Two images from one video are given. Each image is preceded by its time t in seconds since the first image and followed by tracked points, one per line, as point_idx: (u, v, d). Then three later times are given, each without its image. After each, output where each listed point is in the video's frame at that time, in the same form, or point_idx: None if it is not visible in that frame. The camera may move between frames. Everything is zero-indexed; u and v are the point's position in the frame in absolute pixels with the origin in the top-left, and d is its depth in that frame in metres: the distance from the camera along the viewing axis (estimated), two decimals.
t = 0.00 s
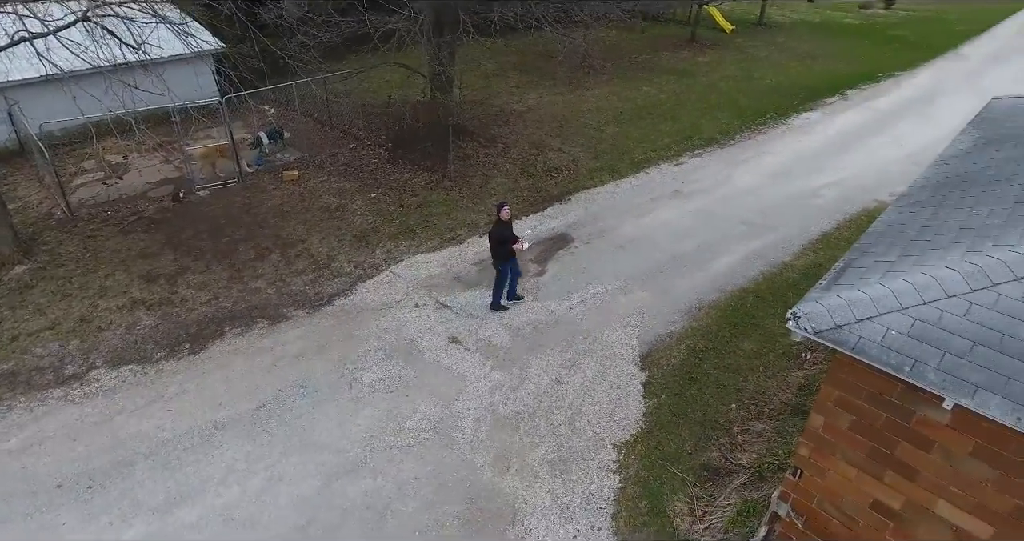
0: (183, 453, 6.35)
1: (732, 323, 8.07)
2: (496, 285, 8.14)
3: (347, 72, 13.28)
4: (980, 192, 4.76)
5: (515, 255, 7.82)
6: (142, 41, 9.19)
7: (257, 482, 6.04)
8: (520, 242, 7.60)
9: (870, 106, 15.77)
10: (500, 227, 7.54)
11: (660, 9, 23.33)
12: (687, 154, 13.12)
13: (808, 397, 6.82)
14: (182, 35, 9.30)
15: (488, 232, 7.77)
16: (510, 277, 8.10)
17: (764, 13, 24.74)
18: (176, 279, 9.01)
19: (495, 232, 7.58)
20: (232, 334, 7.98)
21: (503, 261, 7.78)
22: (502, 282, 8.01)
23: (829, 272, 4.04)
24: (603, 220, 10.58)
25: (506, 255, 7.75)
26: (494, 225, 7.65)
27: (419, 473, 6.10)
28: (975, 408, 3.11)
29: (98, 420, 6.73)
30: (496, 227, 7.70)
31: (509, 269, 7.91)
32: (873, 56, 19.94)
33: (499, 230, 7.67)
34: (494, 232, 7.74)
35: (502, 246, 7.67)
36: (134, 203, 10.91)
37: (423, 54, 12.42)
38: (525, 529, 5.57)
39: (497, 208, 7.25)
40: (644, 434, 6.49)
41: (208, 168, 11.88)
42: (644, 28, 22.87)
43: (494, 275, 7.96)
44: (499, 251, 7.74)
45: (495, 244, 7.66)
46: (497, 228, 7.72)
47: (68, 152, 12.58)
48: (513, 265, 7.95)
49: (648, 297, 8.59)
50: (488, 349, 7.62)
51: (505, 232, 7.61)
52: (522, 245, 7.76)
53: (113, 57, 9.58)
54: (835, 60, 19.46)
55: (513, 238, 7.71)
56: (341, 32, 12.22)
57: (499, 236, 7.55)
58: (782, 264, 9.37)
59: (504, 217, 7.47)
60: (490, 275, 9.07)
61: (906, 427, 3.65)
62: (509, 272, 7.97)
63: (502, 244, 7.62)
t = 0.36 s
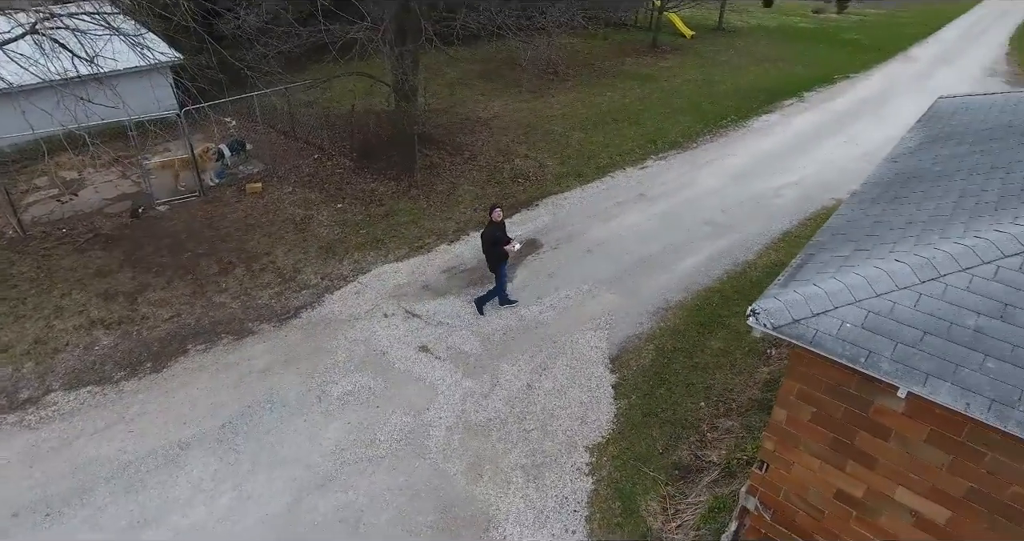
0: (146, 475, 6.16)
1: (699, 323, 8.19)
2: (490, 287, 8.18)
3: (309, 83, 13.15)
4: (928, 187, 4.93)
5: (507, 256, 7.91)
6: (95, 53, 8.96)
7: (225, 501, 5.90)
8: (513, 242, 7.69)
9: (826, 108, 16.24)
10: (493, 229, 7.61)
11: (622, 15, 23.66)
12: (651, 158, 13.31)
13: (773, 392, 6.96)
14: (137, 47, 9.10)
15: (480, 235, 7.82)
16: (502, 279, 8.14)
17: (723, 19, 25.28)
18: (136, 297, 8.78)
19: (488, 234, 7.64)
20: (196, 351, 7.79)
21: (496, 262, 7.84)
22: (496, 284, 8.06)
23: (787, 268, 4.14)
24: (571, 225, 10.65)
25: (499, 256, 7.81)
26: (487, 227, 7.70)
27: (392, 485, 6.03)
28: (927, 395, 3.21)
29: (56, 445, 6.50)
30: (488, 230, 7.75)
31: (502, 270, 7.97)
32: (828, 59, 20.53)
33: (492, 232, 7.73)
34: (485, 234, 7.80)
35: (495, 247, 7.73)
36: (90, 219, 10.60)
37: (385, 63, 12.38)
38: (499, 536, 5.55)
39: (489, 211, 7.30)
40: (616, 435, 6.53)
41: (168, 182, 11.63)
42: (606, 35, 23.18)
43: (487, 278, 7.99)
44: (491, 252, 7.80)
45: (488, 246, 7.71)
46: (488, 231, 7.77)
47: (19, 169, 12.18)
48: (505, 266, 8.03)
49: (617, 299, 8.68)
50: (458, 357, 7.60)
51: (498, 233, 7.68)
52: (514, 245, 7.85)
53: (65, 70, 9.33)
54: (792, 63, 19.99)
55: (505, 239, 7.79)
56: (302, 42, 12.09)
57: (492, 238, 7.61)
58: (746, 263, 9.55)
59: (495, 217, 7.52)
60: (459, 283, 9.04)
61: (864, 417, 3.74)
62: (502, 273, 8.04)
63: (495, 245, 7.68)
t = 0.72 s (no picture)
0: (120, 492, 6.04)
1: (677, 324, 8.27)
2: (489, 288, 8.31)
3: (283, 91, 13.06)
4: (894, 186, 5.06)
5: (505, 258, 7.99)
6: (62, 64, 8.81)
7: (203, 516, 5.80)
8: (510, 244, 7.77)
9: (796, 111, 16.56)
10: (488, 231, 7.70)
11: (596, 22, 23.90)
12: (627, 163, 13.44)
13: (751, 391, 7.05)
14: (106, 57, 8.96)
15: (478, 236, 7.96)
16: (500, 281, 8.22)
17: (695, 25, 25.66)
18: (108, 311, 8.61)
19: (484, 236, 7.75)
20: (171, 365, 7.67)
21: (492, 263, 7.93)
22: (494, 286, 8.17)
23: (759, 267, 4.22)
24: (549, 230, 10.71)
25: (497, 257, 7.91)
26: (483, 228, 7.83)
27: (373, 494, 5.99)
28: (895, 389, 3.29)
29: (26, 463, 6.34)
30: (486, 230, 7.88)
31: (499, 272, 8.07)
32: (798, 64, 20.95)
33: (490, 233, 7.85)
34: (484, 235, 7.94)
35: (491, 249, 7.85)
36: (60, 233, 10.39)
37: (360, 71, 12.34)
38: None
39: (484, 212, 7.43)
40: (597, 438, 6.56)
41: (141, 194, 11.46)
42: (581, 42, 23.41)
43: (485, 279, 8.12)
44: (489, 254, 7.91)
45: (486, 247, 7.83)
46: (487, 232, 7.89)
47: None
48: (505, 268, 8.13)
49: (596, 303, 8.73)
50: (438, 365, 7.57)
51: (495, 234, 7.79)
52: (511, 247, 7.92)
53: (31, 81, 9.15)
54: (763, 68, 20.36)
55: (502, 240, 7.88)
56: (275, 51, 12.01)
57: (488, 239, 7.71)
58: (722, 265, 9.68)
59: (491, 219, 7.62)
60: (438, 290, 9.02)
61: (837, 412, 3.81)
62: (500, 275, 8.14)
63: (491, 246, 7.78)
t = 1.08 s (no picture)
0: (100, 508, 5.94)
1: (662, 329, 8.32)
2: (493, 292, 8.34)
3: (265, 100, 13.00)
4: (869, 189, 5.14)
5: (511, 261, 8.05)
6: (39, 75, 8.70)
7: (185, 531, 5.71)
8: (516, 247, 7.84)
9: (776, 116, 16.78)
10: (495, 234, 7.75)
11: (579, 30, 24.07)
12: (611, 169, 13.53)
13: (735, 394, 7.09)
14: (84, 67, 8.88)
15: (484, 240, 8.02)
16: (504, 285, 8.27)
17: (676, 32, 25.93)
18: (87, 323, 8.49)
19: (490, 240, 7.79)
20: (151, 377, 7.56)
21: (498, 266, 7.98)
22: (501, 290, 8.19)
23: (738, 271, 4.26)
24: (533, 236, 10.73)
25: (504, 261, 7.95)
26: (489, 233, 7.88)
27: (359, 505, 5.94)
28: (872, 390, 3.34)
29: (2, 481, 6.22)
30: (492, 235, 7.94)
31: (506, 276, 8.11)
32: (778, 69, 21.24)
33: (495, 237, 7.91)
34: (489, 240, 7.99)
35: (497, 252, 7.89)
36: (38, 245, 10.24)
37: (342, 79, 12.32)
38: None
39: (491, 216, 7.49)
40: (582, 444, 6.57)
41: (121, 205, 11.32)
42: (564, 49, 23.56)
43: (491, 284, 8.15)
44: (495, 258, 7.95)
45: (492, 250, 7.88)
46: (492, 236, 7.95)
47: None
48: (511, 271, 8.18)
49: (580, 309, 8.75)
50: (423, 373, 7.54)
51: (501, 237, 7.85)
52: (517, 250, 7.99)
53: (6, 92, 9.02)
54: (743, 74, 20.62)
55: (507, 244, 7.95)
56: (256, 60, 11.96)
57: (494, 243, 7.76)
58: (705, 269, 9.76)
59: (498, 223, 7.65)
60: (422, 298, 9.00)
61: (816, 413, 3.85)
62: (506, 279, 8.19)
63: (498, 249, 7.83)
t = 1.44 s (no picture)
0: (81, 522, 5.85)
1: (648, 332, 8.35)
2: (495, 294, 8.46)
3: (249, 107, 12.93)
4: (848, 192, 5.19)
5: (512, 262, 8.20)
6: (18, 83, 8.59)
7: None
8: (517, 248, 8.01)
9: (760, 119, 16.95)
10: (497, 235, 7.91)
11: (564, 35, 24.17)
12: (597, 173, 13.58)
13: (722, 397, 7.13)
14: (64, 75, 8.78)
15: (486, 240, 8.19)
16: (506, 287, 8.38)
17: (661, 36, 26.11)
18: (68, 334, 8.37)
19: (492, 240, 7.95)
20: (134, 388, 7.47)
21: (499, 267, 8.12)
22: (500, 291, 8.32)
23: (721, 275, 4.29)
24: (520, 241, 10.73)
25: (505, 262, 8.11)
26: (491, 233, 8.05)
27: (345, 514, 5.90)
28: (853, 391, 3.36)
29: None
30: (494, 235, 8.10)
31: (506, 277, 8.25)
32: (761, 73, 21.44)
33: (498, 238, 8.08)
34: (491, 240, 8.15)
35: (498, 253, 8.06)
36: (18, 256, 10.09)
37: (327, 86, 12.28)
38: None
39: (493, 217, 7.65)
40: (570, 449, 6.57)
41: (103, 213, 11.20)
42: (549, 54, 23.66)
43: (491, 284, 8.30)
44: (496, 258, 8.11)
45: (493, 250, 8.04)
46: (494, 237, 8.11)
47: None
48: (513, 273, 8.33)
49: (568, 313, 8.76)
50: (410, 380, 7.51)
51: (503, 239, 8.00)
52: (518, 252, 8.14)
53: None
54: (727, 78, 20.80)
55: (509, 245, 8.11)
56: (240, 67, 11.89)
57: (496, 244, 7.92)
58: (691, 272, 9.82)
59: (499, 224, 7.81)
60: (409, 305, 8.96)
61: (799, 415, 3.88)
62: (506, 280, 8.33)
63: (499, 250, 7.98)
